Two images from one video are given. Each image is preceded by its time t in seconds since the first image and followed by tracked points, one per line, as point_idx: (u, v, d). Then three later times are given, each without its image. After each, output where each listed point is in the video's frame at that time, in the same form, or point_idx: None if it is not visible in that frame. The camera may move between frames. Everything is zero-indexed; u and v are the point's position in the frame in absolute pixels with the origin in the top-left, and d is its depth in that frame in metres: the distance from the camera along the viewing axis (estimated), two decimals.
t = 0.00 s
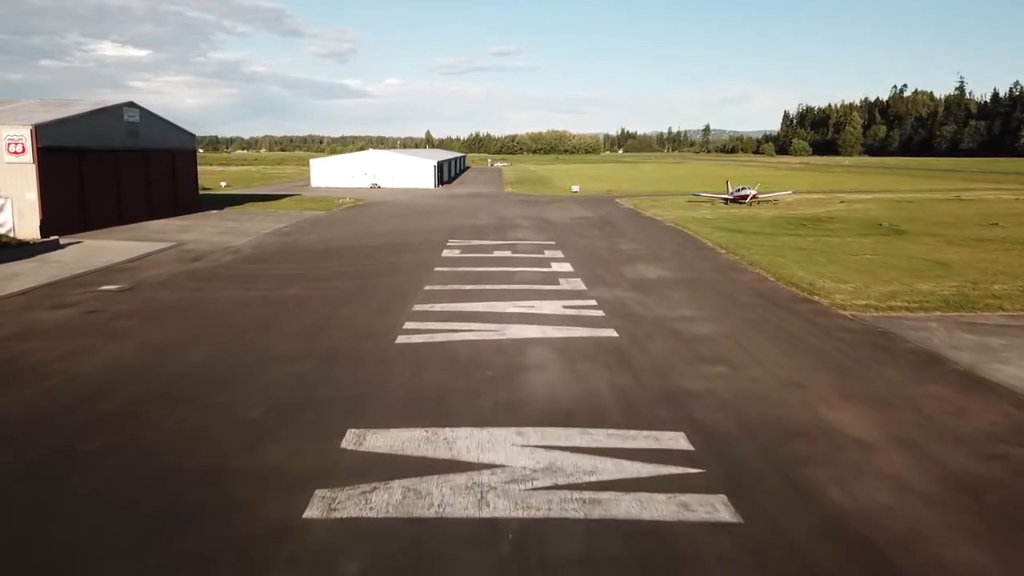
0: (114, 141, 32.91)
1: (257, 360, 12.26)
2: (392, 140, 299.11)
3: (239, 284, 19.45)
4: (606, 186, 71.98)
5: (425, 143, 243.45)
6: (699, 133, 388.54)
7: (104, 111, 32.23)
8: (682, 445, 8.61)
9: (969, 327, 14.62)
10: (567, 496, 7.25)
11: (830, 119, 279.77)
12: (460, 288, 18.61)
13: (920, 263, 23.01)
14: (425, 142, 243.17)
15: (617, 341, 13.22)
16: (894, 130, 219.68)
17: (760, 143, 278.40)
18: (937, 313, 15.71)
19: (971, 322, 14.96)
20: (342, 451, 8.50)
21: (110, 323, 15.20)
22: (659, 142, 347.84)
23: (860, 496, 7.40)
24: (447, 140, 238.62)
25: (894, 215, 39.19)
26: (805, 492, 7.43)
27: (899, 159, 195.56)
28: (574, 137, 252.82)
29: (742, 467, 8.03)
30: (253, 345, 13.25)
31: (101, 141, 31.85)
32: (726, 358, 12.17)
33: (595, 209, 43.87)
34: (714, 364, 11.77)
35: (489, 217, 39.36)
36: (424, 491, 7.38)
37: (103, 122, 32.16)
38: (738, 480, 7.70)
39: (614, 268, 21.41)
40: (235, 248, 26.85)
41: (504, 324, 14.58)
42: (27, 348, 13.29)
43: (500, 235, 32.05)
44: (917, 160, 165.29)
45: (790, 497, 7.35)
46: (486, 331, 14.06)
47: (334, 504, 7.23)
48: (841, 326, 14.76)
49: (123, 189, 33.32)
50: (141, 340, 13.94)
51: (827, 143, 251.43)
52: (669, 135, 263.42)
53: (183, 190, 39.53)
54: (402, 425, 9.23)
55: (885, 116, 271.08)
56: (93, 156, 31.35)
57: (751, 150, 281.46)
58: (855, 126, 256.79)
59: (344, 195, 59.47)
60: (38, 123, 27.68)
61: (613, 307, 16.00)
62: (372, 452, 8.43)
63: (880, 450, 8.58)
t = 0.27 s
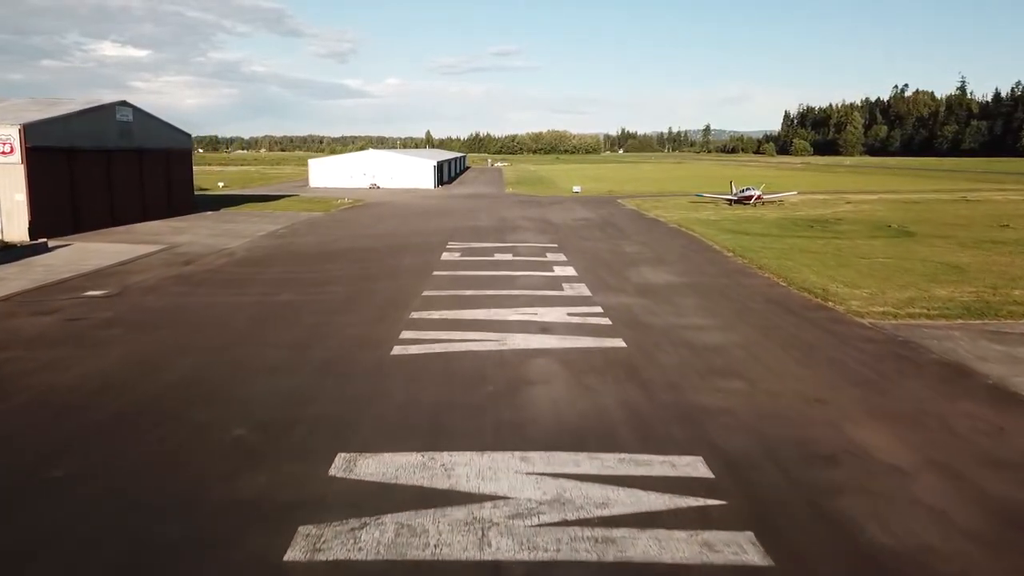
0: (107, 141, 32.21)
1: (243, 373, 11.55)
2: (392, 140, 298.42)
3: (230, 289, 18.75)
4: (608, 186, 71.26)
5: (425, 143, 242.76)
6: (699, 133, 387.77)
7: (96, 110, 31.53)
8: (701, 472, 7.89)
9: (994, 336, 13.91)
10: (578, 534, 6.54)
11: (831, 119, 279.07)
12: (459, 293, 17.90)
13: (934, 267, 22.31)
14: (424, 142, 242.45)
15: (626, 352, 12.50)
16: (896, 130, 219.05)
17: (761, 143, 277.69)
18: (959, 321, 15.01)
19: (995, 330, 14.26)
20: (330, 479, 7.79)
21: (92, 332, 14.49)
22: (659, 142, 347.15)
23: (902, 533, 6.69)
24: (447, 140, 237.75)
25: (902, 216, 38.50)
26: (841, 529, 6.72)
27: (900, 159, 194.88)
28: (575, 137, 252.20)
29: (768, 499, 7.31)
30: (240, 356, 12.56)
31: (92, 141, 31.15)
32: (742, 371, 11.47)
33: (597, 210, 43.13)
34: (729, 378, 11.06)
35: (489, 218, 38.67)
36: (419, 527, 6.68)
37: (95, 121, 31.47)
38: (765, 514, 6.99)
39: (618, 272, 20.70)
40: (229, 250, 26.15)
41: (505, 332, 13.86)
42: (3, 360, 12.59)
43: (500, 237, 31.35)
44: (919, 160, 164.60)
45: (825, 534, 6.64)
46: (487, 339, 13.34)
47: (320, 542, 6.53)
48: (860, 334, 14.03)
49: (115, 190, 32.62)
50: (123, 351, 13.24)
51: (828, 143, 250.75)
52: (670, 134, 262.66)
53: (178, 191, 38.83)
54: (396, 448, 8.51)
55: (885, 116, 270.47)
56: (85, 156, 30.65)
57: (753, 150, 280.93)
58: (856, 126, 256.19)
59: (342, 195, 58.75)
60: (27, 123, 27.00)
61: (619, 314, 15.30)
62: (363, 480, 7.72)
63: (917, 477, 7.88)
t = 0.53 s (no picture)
0: (98, 141, 31.53)
1: (228, 388, 10.86)
2: (393, 140, 297.63)
3: (220, 294, 18.07)
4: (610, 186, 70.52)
5: (425, 142, 242.17)
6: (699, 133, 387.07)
7: (88, 109, 30.87)
8: (723, 504, 7.18)
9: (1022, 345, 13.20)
10: None
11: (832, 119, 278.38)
12: (459, 299, 17.19)
13: (949, 270, 21.59)
14: (424, 142, 241.82)
15: (635, 364, 11.79)
16: (897, 130, 218.35)
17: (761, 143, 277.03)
18: (982, 330, 14.30)
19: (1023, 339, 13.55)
20: (315, 512, 7.08)
21: (73, 341, 13.80)
22: (660, 142, 346.53)
23: None
24: (448, 140, 236.99)
25: (910, 217, 37.79)
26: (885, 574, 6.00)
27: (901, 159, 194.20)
28: (575, 137, 251.78)
29: (800, 536, 6.59)
30: (226, 369, 11.86)
31: (84, 140, 30.47)
32: (760, 386, 10.75)
33: (600, 211, 42.42)
34: (747, 394, 10.34)
35: (490, 220, 37.97)
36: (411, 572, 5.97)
37: (86, 121, 30.79)
38: (797, 555, 6.27)
39: (624, 276, 19.99)
40: (222, 253, 25.45)
41: (507, 342, 13.16)
42: None
43: (501, 239, 30.65)
44: (921, 160, 163.86)
45: None
46: (488, 350, 12.63)
47: None
48: (881, 344, 13.32)
49: (107, 190, 31.95)
50: (103, 361, 12.56)
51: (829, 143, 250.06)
52: (670, 134, 262.05)
53: (173, 192, 38.15)
54: (388, 475, 7.81)
55: (886, 116, 269.76)
56: (76, 156, 29.97)
57: (754, 150, 280.11)
58: (857, 126, 255.40)
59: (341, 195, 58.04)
60: (15, 122, 26.31)
61: (626, 322, 14.60)
62: (352, 514, 7.00)
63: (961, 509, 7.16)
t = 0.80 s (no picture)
0: (90, 140, 30.85)
1: (211, 405, 10.16)
2: (392, 140, 296.82)
3: (210, 300, 17.38)
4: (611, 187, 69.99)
5: (425, 142, 241.96)
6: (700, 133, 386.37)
7: (79, 108, 30.18)
8: (750, 543, 6.46)
9: None
10: None
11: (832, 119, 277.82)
12: (458, 305, 16.51)
13: (965, 274, 20.91)
14: (424, 142, 241.58)
15: (645, 377, 11.09)
16: (899, 130, 217.63)
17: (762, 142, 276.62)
18: (1009, 339, 13.61)
19: None
20: (299, 551, 6.38)
21: (52, 351, 13.11)
22: (660, 142, 345.97)
23: None
24: (448, 140, 236.23)
25: (918, 218, 37.13)
26: None
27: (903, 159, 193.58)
28: (575, 137, 251.18)
29: None
30: (210, 384, 11.16)
31: (74, 140, 29.78)
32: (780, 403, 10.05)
33: (602, 212, 41.74)
34: (767, 412, 9.63)
35: (490, 221, 37.30)
36: None
37: (77, 120, 30.11)
38: None
39: (629, 281, 19.29)
40: (215, 256, 24.77)
41: (508, 352, 12.47)
42: None
43: (501, 241, 29.93)
44: (923, 160, 163.14)
45: None
46: (490, 360, 11.92)
47: None
48: (903, 355, 12.63)
49: (99, 191, 31.27)
50: (81, 374, 11.87)
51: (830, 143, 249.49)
52: (670, 135, 261.74)
53: (167, 192, 37.47)
54: (378, 508, 7.10)
55: (887, 116, 269.35)
56: (67, 156, 29.29)
57: (754, 150, 279.33)
58: (858, 126, 254.67)
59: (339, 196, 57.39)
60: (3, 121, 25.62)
61: (633, 330, 13.91)
62: (338, 554, 6.30)
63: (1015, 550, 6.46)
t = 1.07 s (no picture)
0: (81, 140, 30.17)
1: (192, 427, 9.49)
2: (392, 140, 296.07)
3: (199, 307, 16.68)
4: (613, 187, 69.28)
5: (425, 142, 241.19)
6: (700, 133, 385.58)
7: (69, 108, 29.47)
8: None
9: None
10: None
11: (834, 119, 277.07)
12: (458, 312, 15.84)
13: (982, 279, 20.22)
14: (424, 141, 240.78)
15: (656, 394, 10.42)
16: (900, 129, 216.94)
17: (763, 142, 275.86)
18: None
19: None
20: None
21: (29, 363, 12.44)
22: (660, 142, 345.22)
23: None
24: (448, 139, 235.55)
25: (927, 220, 36.42)
26: None
27: (904, 159, 192.82)
28: (575, 136, 250.42)
29: None
30: (193, 404, 10.47)
31: (65, 139, 29.11)
32: (802, 423, 9.37)
33: (604, 213, 41.01)
34: (789, 435, 8.95)
35: (490, 222, 36.63)
36: None
37: (68, 119, 29.43)
38: None
39: (634, 287, 18.57)
40: (208, 259, 24.10)
41: (511, 364, 11.77)
42: None
43: (502, 244, 29.21)
44: (925, 160, 162.40)
45: None
46: (491, 374, 11.25)
47: None
48: (929, 368, 11.92)
49: (91, 192, 30.59)
50: (58, 391, 11.19)
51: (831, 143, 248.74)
52: (671, 134, 261.00)
53: (161, 193, 36.79)
54: (368, 548, 6.42)
55: (889, 115, 268.61)
56: (57, 155, 28.61)
57: (756, 149, 278.56)
58: (860, 125, 253.90)
59: (338, 196, 56.69)
60: None
61: (642, 341, 13.21)
62: None
63: None
